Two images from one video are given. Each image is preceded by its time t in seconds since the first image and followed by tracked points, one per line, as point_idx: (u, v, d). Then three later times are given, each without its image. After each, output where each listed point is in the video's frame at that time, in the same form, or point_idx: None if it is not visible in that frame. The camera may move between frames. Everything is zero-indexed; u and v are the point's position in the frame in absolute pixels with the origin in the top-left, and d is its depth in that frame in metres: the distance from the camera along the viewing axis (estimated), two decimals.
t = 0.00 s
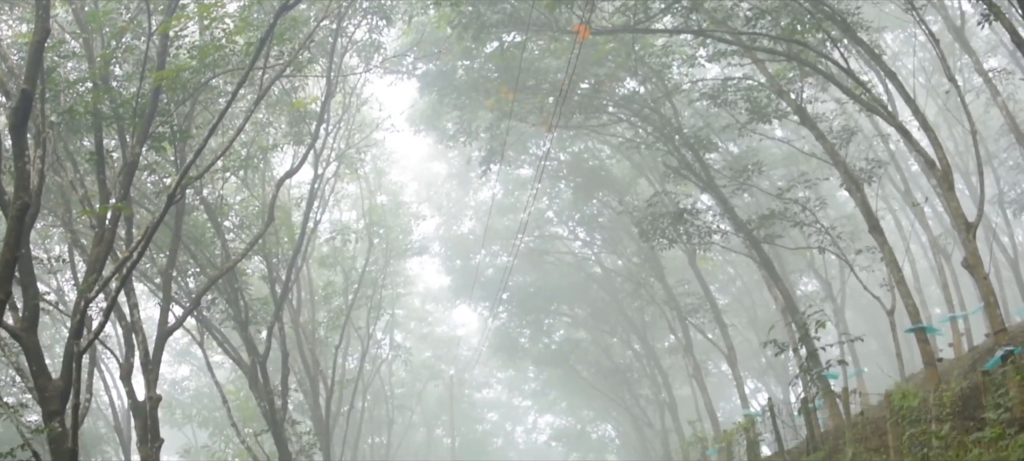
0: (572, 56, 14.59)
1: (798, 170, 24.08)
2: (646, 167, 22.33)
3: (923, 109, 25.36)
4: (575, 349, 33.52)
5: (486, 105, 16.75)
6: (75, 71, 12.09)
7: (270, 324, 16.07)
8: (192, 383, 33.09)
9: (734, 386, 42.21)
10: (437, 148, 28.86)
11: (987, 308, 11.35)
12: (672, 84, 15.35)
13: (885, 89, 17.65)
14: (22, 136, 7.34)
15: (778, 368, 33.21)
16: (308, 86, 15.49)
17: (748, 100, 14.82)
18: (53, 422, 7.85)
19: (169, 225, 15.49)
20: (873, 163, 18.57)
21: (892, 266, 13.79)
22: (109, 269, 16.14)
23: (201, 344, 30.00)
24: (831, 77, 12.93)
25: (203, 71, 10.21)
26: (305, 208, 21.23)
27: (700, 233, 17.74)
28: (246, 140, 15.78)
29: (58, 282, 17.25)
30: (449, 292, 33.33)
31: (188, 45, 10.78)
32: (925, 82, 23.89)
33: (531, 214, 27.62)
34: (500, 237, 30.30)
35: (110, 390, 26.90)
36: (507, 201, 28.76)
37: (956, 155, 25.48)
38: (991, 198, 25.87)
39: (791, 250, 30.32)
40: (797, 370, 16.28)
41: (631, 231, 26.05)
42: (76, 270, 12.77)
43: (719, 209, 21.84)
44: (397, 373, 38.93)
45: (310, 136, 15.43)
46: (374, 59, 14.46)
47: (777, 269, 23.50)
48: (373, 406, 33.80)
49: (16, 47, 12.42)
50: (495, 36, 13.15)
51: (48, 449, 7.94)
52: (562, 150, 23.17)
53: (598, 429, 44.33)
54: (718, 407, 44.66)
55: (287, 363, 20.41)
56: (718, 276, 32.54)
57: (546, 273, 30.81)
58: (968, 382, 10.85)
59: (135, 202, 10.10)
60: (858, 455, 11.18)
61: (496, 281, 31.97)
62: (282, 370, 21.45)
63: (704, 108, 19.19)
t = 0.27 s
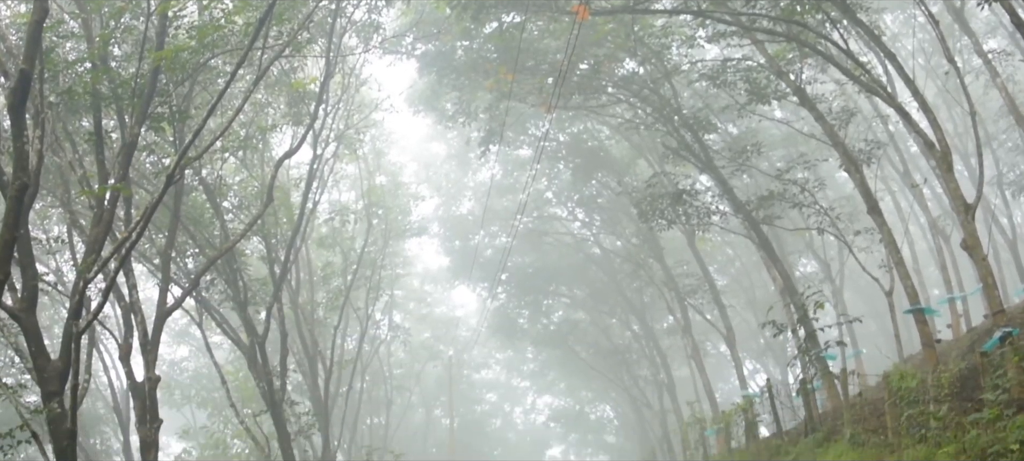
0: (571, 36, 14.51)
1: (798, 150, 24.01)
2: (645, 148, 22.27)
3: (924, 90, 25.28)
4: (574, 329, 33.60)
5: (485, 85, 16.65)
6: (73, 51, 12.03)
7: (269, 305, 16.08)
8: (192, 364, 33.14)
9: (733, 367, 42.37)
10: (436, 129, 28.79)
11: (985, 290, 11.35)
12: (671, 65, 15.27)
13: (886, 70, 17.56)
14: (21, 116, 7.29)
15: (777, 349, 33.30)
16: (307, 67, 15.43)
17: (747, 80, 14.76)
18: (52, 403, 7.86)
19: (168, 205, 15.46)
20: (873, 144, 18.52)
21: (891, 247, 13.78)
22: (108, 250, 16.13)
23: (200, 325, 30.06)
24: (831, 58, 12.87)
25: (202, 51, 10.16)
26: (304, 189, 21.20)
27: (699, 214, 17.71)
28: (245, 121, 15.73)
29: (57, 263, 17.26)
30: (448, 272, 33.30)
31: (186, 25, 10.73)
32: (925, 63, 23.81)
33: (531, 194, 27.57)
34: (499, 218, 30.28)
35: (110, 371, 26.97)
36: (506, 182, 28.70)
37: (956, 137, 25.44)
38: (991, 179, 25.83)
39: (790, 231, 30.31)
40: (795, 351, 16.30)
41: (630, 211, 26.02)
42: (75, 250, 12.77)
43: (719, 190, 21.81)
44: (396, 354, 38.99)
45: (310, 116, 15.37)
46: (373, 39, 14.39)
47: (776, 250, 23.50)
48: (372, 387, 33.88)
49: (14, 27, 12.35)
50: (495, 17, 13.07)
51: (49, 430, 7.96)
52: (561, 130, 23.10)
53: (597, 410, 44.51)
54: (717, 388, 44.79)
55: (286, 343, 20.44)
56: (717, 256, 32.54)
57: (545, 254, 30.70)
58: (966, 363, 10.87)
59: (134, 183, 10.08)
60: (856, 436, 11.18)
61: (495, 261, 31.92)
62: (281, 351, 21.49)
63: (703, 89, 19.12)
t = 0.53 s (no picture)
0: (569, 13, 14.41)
1: (796, 128, 23.94)
2: (644, 125, 22.18)
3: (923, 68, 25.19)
4: (572, 307, 33.63)
5: (483, 63, 16.52)
6: (69, 27, 11.94)
7: (267, 282, 16.06)
8: (190, 342, 33.17)
9: (730, 344, 42.49)
10: (434, 106, 28.66)
11: (983, 267, 11.35)
12: (669, 42, 15.18)
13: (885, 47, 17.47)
14: (19, 94, 7.22)
15: (775, 326, 33.37)
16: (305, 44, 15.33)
17: (746, 58, 14.67)
18: (51, 380, 7.85)
19: (166, 182, 15.39)
20: (872, 122, 18.45)
21: (889, 225, 13.75)
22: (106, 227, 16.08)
23: (198, 302, 30.09)
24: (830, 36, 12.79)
25: (200, 28, 10.09)
26: (302, 166, 21.16)
27: (697, 192, 17.65)
28: (243, 98, 15.67)
29: (55, 241, 17.21)
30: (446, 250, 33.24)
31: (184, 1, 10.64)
32: (926, 40, 23.71)
33: (529, 172, 27.51)
34: (497, 195, 30.24)
35: (108, 349, 27.01)
36: (504, 159, 28.62)
37: (955, 114, 25.39)
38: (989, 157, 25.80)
39: (788, 209, 30.29)
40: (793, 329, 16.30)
41: (628, 189, 25.96)
42: (73, 228, 12.73)
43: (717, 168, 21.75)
44: (394, 332, 39.04)
45: (308, 94, 15.29)
46: (371, 16, 14.30)
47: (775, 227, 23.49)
48: (371, 364, 33.95)
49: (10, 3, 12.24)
50: None
51: (48, 408, 7.92)
52: (560, 108, 23.01)
53: (595, 388, 44.68)
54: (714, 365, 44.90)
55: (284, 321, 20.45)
56: (715, 234, 32.53)
57: (543, 232, 30.53)
58: (964, 341, 10.90)
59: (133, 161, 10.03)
60: (855, 413, 11.40)
61: (493, 239, 31.88)
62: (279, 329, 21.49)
63: (702, 66, 19.02)
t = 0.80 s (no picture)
0: None
1: (795, 110, 23.87)
2: (643, 106, 22.10)
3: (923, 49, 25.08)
4: (570, 288, 33.67)
5: (481, 43, 16.56)
6: (66, 6, 11.86)
7: (266, 263, 16.04)
8: (188, 323, 33.19)
9: (728, 326, 42.57)
10: (433, 87, 28.64)
11: (981, 250, 11.32)
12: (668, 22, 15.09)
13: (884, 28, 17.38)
14: (16, 74, 7.15)
15: (773, 308, 33.41)
16: (302, 25, 15.25)
17: (745, 39, 14.59)
18: (49, 362, 7.83)
19: (164, 163, 15.34)
20: (871, 103, 18.39)
21: (888, 207, 13.73)
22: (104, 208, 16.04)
23: (196, 284, 30.09)
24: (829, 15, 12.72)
25: (197, 8, 10.02)
26: (300, 147, 21.13)
27: (695, 173, 17.61)
28: (241, 79, 15.60)
29: (53, 222, 17.18)
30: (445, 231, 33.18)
31: None
32: (925, 21, 23.62)
33: (527, 153, 27.46)
34: (496, 176, 30.20)
35: (107, 330, 27.01)
36: (503, 140, 28.55)
37: (954, 96, 25.33)
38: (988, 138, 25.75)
39: (786, 191, 30.27)
40: (791, 311, 16.30)
41: (627, 170, 25.91)
42: (71, 210, 12.70)
43: (715, 149, 21.73)
44: (393, 313, 39.08)
45: (306, 75, 15.21)
46: None
47: (773, 209, 23.46)
48: (369, 345, 34.01)
49: None
50: None
51: (45, 390, 7.86)
52: (558, 89, 22.93)
53: (593, 370, 44.76)
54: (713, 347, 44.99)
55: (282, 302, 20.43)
56: (714, 216, 32.53)
57: (541, 213, 30.63)
58: (962, 323, 10.89)
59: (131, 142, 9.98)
60: (852, 395, 11.45)
61: (491, 220, 31.84)
62: (277, 310, 21.49)
63: (701, 47, 18.94)
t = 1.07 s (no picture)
0: None
1: (794, 91, 23.80)
2: (641, 87, 22.02)
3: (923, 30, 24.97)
4: (568, 270, 33.69)
5: (479, 24, 16.60)
6: None
7: (265, 245, 16.02)
8: (187, 304, 33.22)
9: (726, 308, 42.65)
10: (431, 68, 28.65)
11: (979, 231, 11.29)
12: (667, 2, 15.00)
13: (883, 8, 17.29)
14: (14, 55, 7.09)
15: (770, 290, 33.47)
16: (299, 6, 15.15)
17: (745, 19, 14.50)
18: (47, 344, 7.81)
19: (162, 145, 15.28)
20: (869, 84, 18.33)
21: (887, 189, 13.71)
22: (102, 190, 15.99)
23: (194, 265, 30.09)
24: None
25: None
26: (298, 129, 21.07)
27: (694, 155, 17.56)
28: (239, 60, 15.52)
29: (51, 204, 17.14)
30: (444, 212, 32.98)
31: None
32: (925, 2, 23.52)
33: (526, 134, 27.40)
34: (494, 158, 30.09)
35: (105, 312, 27.03)
36: (502, 122, 28.49)
37: (953, 78, 25.27)
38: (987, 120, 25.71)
39: (785, 173, 30.22)
40: (789, 292, 16.31)
41: (625, 152, 25.85)
42: (69, 192, 12.67)
43: (713, 130, 21.67)
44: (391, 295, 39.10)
45: (304, 56, 15.12)
46: None
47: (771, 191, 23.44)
48: (367, 327, 34.06)
49: None
50: None
51: (44, 373, 7.83)
52: (557, 70, 22.84)
53: (591, 352, 44.83)
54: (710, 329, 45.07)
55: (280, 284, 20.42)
56: (712, 198, 32.51)
57: (540, 195, 30.63)
58: (960, 305, 10.89)
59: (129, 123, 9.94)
60: (850, 377, 11.48)
61: (491, 202, 31.73)
62: (275, 292, 21.48)
63: (699, 27, 18.84)
